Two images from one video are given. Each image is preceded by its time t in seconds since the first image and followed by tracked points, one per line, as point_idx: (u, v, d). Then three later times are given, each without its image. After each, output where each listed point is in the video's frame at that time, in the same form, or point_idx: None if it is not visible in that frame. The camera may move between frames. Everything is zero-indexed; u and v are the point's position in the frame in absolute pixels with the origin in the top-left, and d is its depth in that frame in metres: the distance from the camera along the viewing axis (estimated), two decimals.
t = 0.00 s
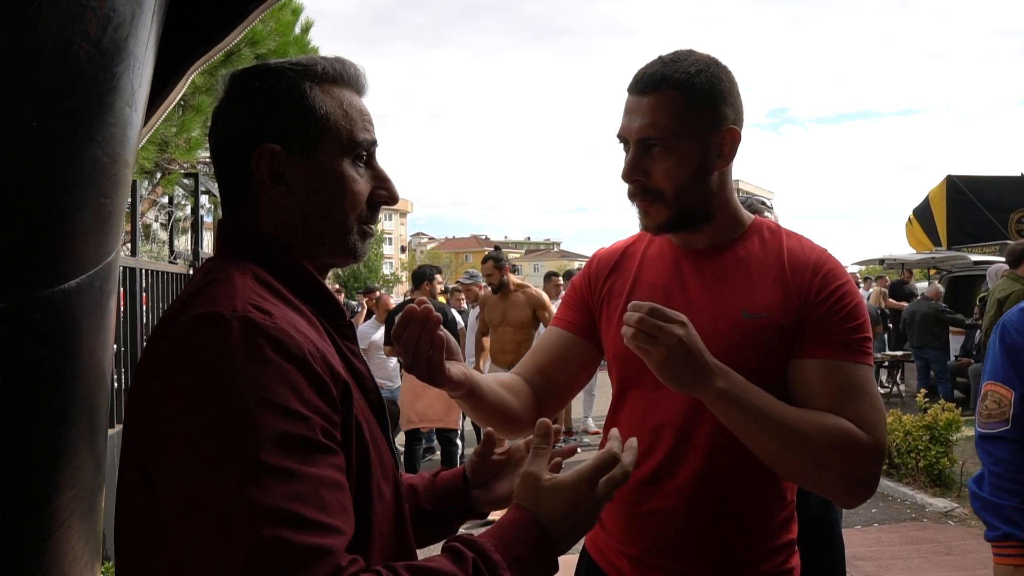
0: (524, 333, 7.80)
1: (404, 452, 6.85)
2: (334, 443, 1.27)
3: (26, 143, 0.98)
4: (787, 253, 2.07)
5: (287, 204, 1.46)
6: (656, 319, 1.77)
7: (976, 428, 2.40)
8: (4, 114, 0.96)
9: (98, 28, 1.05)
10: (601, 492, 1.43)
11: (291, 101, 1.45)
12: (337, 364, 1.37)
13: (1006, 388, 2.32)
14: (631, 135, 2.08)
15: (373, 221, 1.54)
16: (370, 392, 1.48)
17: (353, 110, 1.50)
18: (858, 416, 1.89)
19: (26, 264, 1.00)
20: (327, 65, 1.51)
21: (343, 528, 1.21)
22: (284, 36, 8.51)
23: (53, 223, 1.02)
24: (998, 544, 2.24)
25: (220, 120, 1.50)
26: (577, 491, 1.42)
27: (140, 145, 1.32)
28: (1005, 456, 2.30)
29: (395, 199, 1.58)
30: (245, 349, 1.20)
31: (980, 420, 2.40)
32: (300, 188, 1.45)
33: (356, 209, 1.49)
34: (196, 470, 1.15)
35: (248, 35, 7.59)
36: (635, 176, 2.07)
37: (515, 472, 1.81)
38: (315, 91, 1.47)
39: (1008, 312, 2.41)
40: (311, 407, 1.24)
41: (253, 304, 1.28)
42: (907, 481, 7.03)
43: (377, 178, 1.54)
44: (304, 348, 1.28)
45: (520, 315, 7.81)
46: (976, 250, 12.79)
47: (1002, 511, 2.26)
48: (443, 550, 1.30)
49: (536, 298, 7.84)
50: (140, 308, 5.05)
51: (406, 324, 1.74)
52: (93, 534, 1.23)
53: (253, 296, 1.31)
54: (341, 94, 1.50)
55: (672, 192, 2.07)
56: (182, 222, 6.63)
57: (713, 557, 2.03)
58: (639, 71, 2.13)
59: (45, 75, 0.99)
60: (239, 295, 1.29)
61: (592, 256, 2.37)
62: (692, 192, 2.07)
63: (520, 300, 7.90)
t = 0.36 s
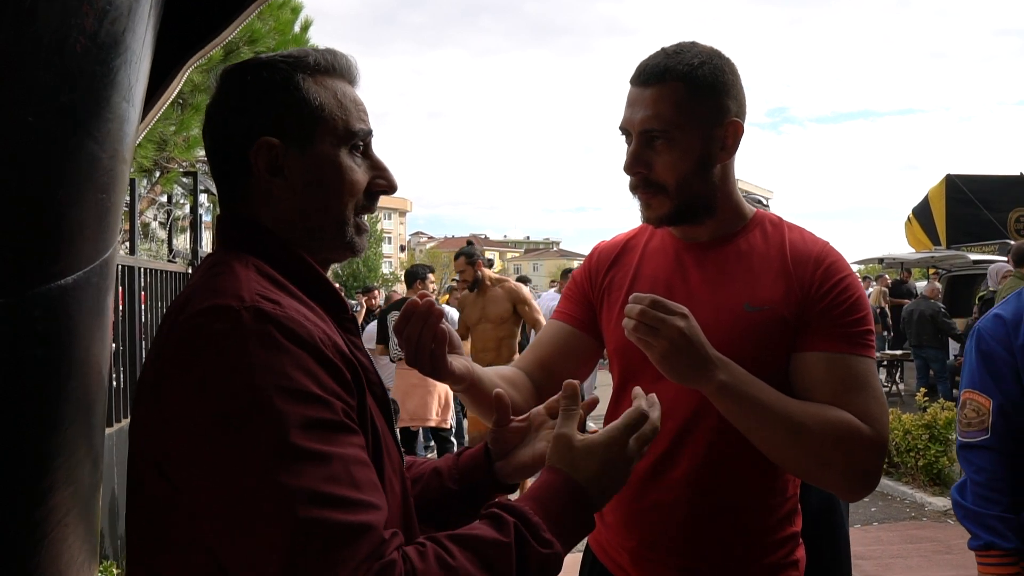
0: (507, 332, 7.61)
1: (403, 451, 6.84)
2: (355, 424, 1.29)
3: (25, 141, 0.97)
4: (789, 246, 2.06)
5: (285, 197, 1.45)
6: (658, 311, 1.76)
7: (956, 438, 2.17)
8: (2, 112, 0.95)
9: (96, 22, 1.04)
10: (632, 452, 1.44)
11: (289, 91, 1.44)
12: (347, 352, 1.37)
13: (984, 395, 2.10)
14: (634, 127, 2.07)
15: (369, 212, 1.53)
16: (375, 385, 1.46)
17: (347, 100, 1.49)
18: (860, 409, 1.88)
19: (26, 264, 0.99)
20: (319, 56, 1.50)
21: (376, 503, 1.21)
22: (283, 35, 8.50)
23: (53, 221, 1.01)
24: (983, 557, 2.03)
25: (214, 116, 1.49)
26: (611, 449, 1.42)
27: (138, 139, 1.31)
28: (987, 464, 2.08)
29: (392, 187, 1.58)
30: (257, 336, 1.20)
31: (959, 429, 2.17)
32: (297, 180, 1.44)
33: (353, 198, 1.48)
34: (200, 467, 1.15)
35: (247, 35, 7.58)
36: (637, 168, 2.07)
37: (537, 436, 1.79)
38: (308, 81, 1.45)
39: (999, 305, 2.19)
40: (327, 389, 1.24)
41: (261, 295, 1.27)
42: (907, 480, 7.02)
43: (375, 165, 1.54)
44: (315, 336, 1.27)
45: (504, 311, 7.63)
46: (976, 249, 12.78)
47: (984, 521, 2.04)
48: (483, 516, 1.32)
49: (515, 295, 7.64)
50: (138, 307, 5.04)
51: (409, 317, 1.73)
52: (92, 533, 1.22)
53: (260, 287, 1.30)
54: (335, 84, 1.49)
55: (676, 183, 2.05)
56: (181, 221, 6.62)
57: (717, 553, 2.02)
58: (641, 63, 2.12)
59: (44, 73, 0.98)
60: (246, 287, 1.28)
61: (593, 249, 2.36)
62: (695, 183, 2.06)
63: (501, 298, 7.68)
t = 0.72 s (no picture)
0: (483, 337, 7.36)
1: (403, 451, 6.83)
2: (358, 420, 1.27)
3: (24, 141, 0.96)
4: (793, 244, 2.05)
5: (289, 196, 1.44)
6: (662, 308, 1.75)
7: (952, 442, 2.17)
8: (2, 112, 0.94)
9: (96, 21, 1.03)
10: (642, 429, 1.39)
11: (292, 90, 1.43)
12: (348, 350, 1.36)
13: (976, 400, 2.10)
14: (637, 127, 2.06)
15: (375, 211, 1.51)
16: (378, 383, 1.45)
17: (351, 97, 1.48)
18: (864, 406, 1.87)
19: (25, 265, 0.98)
20: (323, 53, 1.49)
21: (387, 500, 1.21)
22: (283, 35, 8.48)
23: (53, 221, 1.00)
24: (980, 562, 2.03)
25: (213, 113, 1.49)
26: (619, 430, 1.36)
27: (137, 139, 1.30)
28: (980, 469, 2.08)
29: (394, 186, 1.56)
30: (258, 336, 1.19)
31: (954, 433, 2.17)
32: (302, 178, 1.43)
33: (358, 197, 1.47)
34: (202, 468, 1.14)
35: (247, 35, 7.57)
36: (640, 167, 2.05)
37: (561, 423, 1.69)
38: (312, 78, 1.45)
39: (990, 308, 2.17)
40: (330, 387, 1.23)
41: (261, 295, 1.26)
42: (907, 480, 7.01)
43: (379, 165, 1.52)
44: (315, 334, 1.26)
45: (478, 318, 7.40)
46: (976, 249, 12.78)
47: (980, 526, 2.04)
48: (492, 506, 1.30)
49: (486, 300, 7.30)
50: (138, 307, 5.03)
51: (415, 313, 1.72)
52: (91, 534, 1.21)
53: (259, 287, 1.28)
54: (338, 82, 1.48)
55: (679, 183, 2.04)
56: (182, 222, 6.60)
57: (720, 552, 2.01)
58: (644, 62, 2.11)
59: (44, 73, 0.97)
60: (246, 287, 1.27)
61: (596, 248, 2.35)
62: (697, 184, 2.05)
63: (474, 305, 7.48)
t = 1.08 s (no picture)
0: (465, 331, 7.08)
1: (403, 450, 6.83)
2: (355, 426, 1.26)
3: (25, 140, 0.95)
4: (798, 246, 2.05)
5: (286, 196, 1.44)
6: (670, 308, 1.74)
7: (957, 437, 2.23)
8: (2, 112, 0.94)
9: (99, 20, 1.02)
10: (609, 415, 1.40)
11: (285, 88, 1.43)
12: (346, 352, 1.35)
13: (983, 396, 2.17)
14: (645, 127, 2.06)
15: (375, 205, 1.52)
16: (378, 385, 1.45)
17: (341, 93, 1.48)
18: (870, 407, 1.87)
19: (25, 264, 0.98)
20: (308, 52, 1.49)
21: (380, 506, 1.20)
22: (284, 35, 8.47)
23: (53, 221, 1.00)
24: (981, 558, 2.08)
25: (203, 121, 1.49)
26: (593, 417, 1.37)
27: (139, 138, 1.29)
28: (983, 463, 2.15)
29: (391, 179, 1.56)
30: (253, 339, 1.18)
31: (958, 428, 2.24)
32: (299, 179, 1.43)
33: (356, 191, 1.47)
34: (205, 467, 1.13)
35: (248, 34, 7.57)
36: (648, 168, 2.05)
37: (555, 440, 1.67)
38: (300, 78, 1.44)
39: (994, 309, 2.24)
40: (325, 392, 1.22)
41: (260, 299, 1.25)
42: (907, 480, 7.01)
43: (373, 158, 1.52)
44: (313, 338, 1.25)
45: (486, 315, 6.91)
46: (976, 249, 12.79)
47: (983, 521, 2.10)
48: (473, 505, 1.27)
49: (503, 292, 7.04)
50: (138, 306, 5.03)
51: (424, 310, 1.72)
52: (92, 533, 1.21)
53: (259, 291, 1.28)
54: (326, 78, 1.48)
55: (687, 184, 2.04)
56: (182, 221, 6.60)
57: (724, 553, 2.01)
58: (652, 63, 2.11)
59: (44, 73, 0.96)
60: (245, 290, 1.26)
61: (601, 249, 2.35)
62: (706, 185, 2.05)
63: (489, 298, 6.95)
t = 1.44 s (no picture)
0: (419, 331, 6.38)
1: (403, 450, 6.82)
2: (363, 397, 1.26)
3: (26, 139, 0.95)
4: (799, 247, 2.05)
5: (285, 196, 1.44)
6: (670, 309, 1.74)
7: (963, 433, 2.18)
8: (3, 112, 0.93)
9: (101, 21, 1.02)
10: (693, 340, 1.33)
11: (284, 89, 1.43)
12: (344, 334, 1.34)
13: (989, 392, 2.10)
14: (646, 128, 2.05)
15: (371, 207, 1.50)
16: (381, 377, 1.44)
17: (341, 95, 1.48)
18: (871, 407, 1.87)
19: (26, 263, 0.98)
20: (310, 53, 1.49)
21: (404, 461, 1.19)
22: (284, 35, 8.46)
23: (54, 219, 1.00)
24: (983, 552, 2.07)
25: (204, 119, 1.49)
26: (665, 352, 1.31)
27: (139, 137, 1.29)
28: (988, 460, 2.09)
29: (388, 181, 1.55)
30: (243, 332, 1.18)
31: (965, 424, 2.17)
32: (298, 177, 1.43)
33: (352, 193, 1.46)
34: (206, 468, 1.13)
35: (248, 35, 7.57)
36: (650, 169, 2.04)
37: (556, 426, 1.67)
38: (300, 78, 1.44)
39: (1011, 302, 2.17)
40: (327, 366, 1.21)
41: (259, 289, 1.26)
42: (907, 480, 7.01)
43: (370, 160, 1.51)
44: (312, 321, 1.25)
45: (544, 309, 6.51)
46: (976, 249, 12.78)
47: (986, 519, 2.07)
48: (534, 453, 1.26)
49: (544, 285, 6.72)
50: (139, 307, 5.02)
51: (427, 308, 1.73)
52: (93, 535, 1.21)
53: (258, 283, 1.28)
54: (327, 80, 1.48)
55: (688, 184, 2.04)
56: (182, 221, 6.59)
57: (725, 554, 2.01)
58: (654, 65, 2.11)
59: (44, 73, 0.96)
60: (243, 283, 1.26)
61: (603, 250, 2.35)
62: (707, 185, 2.05)
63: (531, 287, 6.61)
